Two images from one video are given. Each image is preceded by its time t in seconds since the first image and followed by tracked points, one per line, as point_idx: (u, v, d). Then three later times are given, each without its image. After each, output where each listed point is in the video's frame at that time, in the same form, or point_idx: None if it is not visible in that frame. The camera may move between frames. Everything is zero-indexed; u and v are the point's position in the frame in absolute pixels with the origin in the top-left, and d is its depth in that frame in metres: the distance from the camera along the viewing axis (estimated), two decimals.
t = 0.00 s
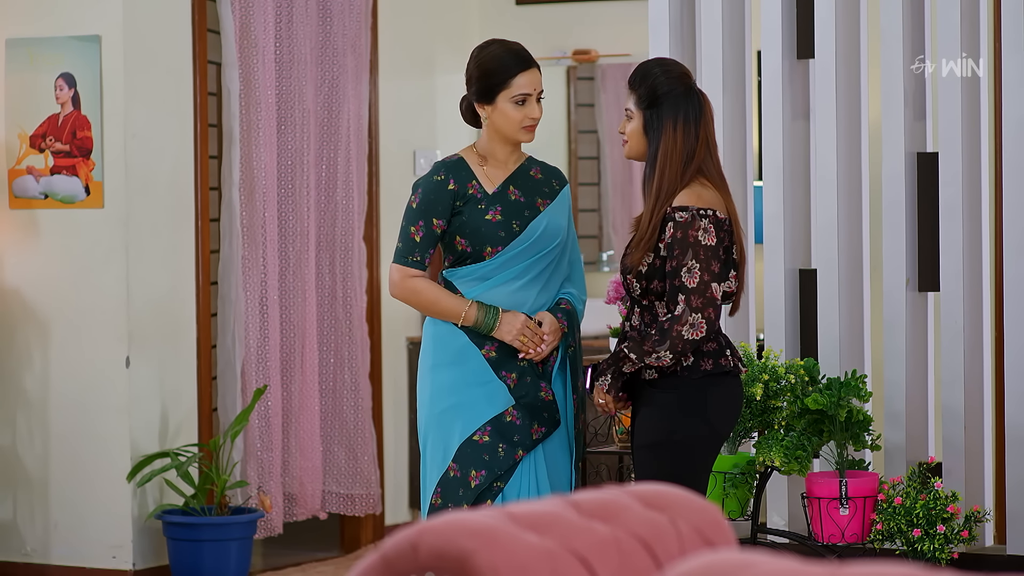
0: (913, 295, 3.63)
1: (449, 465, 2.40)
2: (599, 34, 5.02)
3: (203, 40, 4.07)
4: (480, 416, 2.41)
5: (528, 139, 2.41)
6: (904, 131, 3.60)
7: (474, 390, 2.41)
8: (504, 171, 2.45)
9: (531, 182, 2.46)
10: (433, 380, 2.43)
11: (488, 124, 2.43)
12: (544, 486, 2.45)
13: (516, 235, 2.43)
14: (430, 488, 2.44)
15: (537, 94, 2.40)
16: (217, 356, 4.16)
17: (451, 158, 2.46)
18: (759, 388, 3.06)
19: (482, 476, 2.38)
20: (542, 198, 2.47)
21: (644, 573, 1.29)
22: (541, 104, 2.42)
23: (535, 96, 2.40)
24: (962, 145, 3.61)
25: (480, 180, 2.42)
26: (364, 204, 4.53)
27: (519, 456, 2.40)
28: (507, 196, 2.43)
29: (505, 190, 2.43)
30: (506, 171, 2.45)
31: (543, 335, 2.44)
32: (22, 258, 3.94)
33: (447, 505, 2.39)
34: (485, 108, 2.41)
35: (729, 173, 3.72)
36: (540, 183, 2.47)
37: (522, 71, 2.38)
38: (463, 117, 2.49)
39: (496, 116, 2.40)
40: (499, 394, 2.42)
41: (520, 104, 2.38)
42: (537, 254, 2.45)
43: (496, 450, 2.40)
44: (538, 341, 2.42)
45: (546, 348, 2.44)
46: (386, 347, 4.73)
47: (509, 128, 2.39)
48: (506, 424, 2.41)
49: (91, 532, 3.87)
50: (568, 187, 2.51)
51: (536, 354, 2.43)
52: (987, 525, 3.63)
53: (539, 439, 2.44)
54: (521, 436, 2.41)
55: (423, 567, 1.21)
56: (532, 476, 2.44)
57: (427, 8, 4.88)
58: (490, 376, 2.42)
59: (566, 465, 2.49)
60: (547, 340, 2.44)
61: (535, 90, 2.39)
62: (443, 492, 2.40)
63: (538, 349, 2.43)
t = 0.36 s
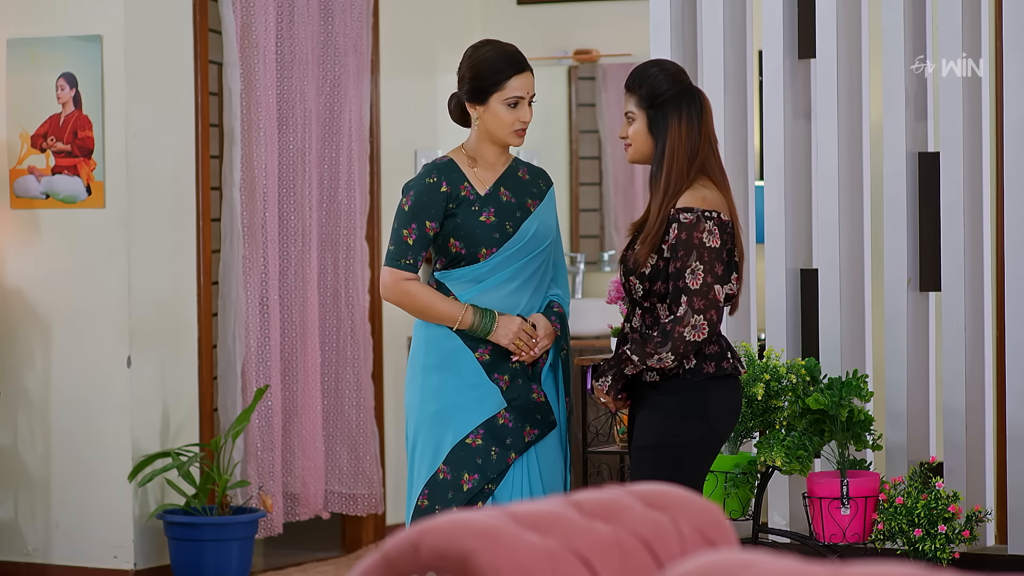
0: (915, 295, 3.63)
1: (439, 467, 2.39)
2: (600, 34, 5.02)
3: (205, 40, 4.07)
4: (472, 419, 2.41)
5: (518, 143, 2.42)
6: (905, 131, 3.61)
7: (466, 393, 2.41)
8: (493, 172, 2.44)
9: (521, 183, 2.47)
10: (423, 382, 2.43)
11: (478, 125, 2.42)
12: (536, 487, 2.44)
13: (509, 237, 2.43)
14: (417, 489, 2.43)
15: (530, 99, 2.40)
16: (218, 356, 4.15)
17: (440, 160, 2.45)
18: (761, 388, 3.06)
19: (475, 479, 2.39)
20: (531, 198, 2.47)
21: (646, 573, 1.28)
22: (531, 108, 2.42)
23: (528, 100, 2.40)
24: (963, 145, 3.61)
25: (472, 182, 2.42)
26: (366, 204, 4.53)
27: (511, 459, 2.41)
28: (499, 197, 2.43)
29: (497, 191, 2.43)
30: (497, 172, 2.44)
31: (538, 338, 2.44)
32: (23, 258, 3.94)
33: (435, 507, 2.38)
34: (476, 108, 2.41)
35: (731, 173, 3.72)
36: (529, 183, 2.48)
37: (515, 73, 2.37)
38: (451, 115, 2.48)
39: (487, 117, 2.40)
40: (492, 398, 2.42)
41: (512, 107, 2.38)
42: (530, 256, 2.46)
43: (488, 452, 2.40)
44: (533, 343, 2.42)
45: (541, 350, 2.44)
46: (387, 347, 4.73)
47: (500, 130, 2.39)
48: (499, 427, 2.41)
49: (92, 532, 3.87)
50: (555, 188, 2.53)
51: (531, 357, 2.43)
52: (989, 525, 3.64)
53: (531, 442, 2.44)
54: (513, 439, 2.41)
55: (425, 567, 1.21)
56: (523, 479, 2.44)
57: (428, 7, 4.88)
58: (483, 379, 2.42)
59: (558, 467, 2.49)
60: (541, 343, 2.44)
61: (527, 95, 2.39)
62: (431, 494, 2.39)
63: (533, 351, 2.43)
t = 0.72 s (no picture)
0: (916, 295, 3.63)
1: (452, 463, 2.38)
2: (601, 34, 5.02)
3: (205, 40, 4.07)
4: (482, 415, 2.40)
5: (527, 148, 2.41)
6: (905, 131, 3.61)
7: (475, 389, 2.41)
8: (507, 175, 2.44)
9: (536, 188, 2.46)
10: (433, 379, 2.42)
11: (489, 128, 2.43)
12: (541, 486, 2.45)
13: (518, 241, 2.43)
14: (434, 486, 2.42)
15: (535, 105, 2.37)
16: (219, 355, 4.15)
17: (455, 160, 2.45)
18: (762, 388, 3.06)
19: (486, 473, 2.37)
20: (546, 204, 2.47)
21: (646, 572, 1.28)
22: (539, 113, 2.39)
23: (533, 106, 2.37)
24: (964, 145, 3.62)
25: (484, 184, 2.42)
26: (367, 204, 4.53)
27: (520, 455, 2.41)
28: (511, 201, 2.43)
29: (508, 195, 2.42)
30: (511, 175, 2.44)
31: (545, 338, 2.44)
32: (23, 258, 3.94)
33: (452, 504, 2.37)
34: (485, 112, 2.42)
35: (731, 173, 3.72)
36: (544, 189, 2.47)
37: (520, 78, 2.36)
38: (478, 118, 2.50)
39: (490, 122, 2.40)
40: (502, 394, 2.41)
41: (514, 113, 2.38)
42: (539, 260, 2.45)
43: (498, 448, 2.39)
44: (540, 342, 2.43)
45: (549, 349, 2.44)
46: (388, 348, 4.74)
47: (503, 136, 2.39)
48: (509, 423, 2.41)
49: (93, 532, 3.87)
50: (572, 194, 2.52)
51: (541, 355, 2.43)
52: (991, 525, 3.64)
53: (538, 440, 2.44)
54: (522, 436, 2.41)
55: (425, 567, 1.21)
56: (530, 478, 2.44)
57: (428, 7, 4.88)
58: (492, 376, 2.41)
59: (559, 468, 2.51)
60: (548, 342, 2.44)
61: (529, 101, 2.37)
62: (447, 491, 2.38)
63: (540, 349, 2.43)
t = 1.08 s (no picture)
0: (917, 295, 3.64)
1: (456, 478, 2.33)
2: (601, 35, 5.02)
3: (206, 40, 4.07)
4: (488, 429, 2.35)
5: (541, 157, 2.36)
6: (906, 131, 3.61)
7: (483, 403, 2.36)
8: (527, 184, 2.40)
9: (555, 200, 2.42)
10: (442, 394, 2.39)
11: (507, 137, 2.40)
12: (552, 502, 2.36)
13: (533, 253, 2.39)
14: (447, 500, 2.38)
15: (544, 113, 2.32)
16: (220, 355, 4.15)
17: (474, 168, 2.42)
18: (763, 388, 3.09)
19: (486, 490, 2.31)
20: (565, 217, 2.42)
21: (648, 572, 1.28)
22: (550, 120, 2.34)
23: (542, 114, 2.32)
24: (965, 146, 3.63)
25: (501, 194, 2.39)
26: (367, 204, 4.52)
27: (526, 472, 2.32)
28: (527, 212, 2.39)
29: (525, 206, 2.39)
30: (531, 184, 2.41)
31: (557, 349, 2.38)
32: (24, 258, 3.94)
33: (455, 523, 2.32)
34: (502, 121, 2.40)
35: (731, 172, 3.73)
36: (565, 201, 2.43)
37: (527, 86, 2.32)
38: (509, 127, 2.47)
39: (505, 131, 2.38)
40: (509, 408, 2.36)
41: (524, 121, 2.34)
42: (556, 273, 2.41)
43: (502, 465, 2.33)
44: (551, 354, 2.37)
45: (562, 360, 2.38)
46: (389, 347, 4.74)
47: (513, 144, 2.35)
48: (514, 438, 2.34)
49: (94, 532, 3.87)
50: (594, 207, 2.47)
51: (552, 366, 2.37)
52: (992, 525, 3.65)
53: (547, 458, 2.36)
54: (528, 452, 2.33)
55: (426, 567, 1.20)
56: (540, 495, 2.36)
57: (428, 7, 4.88)
58: (500, 390, 2.37)
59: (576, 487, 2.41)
60: (562, 354, 2.38)
61: (537, 108, 2.32)
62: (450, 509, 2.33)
63: (552, 361, 2.37)
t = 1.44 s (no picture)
0: (918, 295, 3.64)
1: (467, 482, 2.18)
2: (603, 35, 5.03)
3: (208, 39, 4.06)
4: (504, 432, 2.20)
5: (537, 137, 2.18)
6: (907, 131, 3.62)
7: (498, 404, 2.20)
8: (538, 171, 2.23)
9: (568, 184, 2.25)
10: (454, 393, 2.22)
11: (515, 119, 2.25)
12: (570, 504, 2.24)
13: (547, 241, 2.21)
14: (451, 505, 2.24)
15: (538, 88, 2.17)
16: (222, 355, 4.15)
17: (481, 156, 2.24)
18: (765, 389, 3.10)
19: (500, 496, 2.17)
20: (578, 201, 2.25)
21: (649, 572, 1.28)
22: (546, 98, 2.17)
23: (536, 90, 2.17)
24: (966, 146, 3.63)
25: (512, 181, 2.21)
26: (368, 204, 4.52)
27: (542, 476, 2.19)
28: (540, 198, 2.21)
29: (538, 192, 2.21)
30: (543, 170, 2.23)
31: (577, 346, 2.22)
32: (24, 258, 3.94)
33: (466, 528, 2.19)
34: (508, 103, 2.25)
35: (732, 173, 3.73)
36: (578, 185, 2.26)
37: (522, 62, 2.17)
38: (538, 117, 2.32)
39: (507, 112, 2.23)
40: (526, 410, 2.21)
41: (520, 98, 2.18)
42: (572, 261, 2.24)
43: (517, 469, 2.19)
44: (570, 351, 2.21)
45: (580, 357, 2.23)
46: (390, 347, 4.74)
47: (511, 125, 2.20)
48: (530, 442, 2.20)
49: (96, 532, 3.87)
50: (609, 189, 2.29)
51: (570, 364, 2.22)
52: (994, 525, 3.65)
53: (566, 459, 2.22)
54: (546, 455, 2.20)
55: (427, 567, 1.20)
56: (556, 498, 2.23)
57: (429, 7, 4.88)
58: (516, 391, 2.21)
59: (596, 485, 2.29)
60: (581, 350, 2.22)
61: (532, 83, 2.17)
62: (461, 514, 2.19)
63: (571, 358, 2.22)
